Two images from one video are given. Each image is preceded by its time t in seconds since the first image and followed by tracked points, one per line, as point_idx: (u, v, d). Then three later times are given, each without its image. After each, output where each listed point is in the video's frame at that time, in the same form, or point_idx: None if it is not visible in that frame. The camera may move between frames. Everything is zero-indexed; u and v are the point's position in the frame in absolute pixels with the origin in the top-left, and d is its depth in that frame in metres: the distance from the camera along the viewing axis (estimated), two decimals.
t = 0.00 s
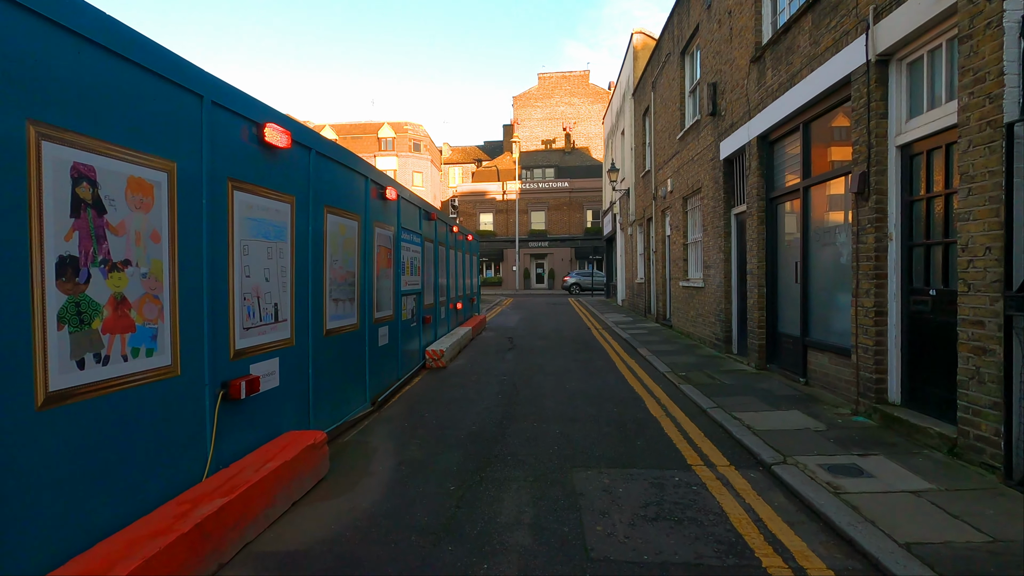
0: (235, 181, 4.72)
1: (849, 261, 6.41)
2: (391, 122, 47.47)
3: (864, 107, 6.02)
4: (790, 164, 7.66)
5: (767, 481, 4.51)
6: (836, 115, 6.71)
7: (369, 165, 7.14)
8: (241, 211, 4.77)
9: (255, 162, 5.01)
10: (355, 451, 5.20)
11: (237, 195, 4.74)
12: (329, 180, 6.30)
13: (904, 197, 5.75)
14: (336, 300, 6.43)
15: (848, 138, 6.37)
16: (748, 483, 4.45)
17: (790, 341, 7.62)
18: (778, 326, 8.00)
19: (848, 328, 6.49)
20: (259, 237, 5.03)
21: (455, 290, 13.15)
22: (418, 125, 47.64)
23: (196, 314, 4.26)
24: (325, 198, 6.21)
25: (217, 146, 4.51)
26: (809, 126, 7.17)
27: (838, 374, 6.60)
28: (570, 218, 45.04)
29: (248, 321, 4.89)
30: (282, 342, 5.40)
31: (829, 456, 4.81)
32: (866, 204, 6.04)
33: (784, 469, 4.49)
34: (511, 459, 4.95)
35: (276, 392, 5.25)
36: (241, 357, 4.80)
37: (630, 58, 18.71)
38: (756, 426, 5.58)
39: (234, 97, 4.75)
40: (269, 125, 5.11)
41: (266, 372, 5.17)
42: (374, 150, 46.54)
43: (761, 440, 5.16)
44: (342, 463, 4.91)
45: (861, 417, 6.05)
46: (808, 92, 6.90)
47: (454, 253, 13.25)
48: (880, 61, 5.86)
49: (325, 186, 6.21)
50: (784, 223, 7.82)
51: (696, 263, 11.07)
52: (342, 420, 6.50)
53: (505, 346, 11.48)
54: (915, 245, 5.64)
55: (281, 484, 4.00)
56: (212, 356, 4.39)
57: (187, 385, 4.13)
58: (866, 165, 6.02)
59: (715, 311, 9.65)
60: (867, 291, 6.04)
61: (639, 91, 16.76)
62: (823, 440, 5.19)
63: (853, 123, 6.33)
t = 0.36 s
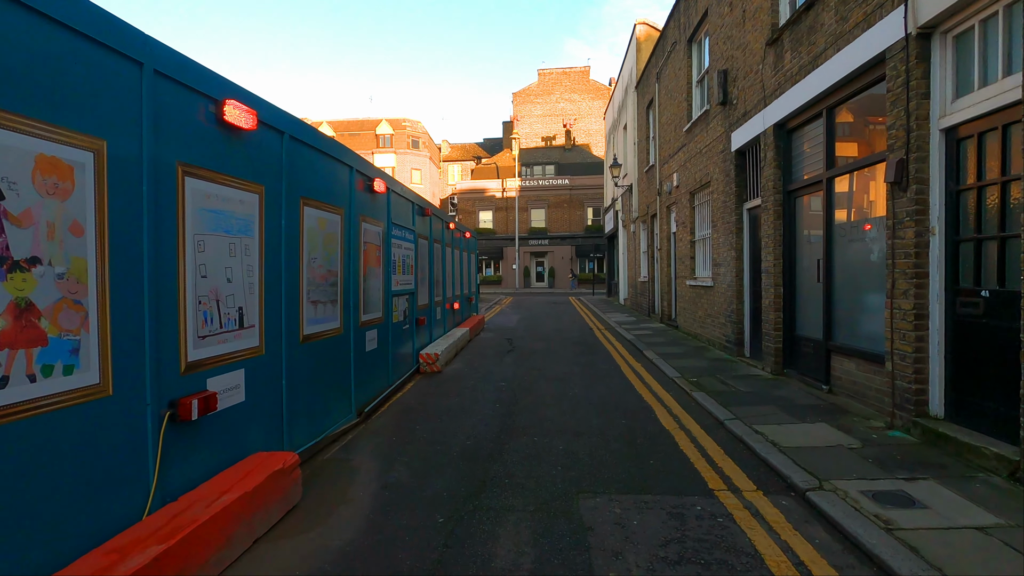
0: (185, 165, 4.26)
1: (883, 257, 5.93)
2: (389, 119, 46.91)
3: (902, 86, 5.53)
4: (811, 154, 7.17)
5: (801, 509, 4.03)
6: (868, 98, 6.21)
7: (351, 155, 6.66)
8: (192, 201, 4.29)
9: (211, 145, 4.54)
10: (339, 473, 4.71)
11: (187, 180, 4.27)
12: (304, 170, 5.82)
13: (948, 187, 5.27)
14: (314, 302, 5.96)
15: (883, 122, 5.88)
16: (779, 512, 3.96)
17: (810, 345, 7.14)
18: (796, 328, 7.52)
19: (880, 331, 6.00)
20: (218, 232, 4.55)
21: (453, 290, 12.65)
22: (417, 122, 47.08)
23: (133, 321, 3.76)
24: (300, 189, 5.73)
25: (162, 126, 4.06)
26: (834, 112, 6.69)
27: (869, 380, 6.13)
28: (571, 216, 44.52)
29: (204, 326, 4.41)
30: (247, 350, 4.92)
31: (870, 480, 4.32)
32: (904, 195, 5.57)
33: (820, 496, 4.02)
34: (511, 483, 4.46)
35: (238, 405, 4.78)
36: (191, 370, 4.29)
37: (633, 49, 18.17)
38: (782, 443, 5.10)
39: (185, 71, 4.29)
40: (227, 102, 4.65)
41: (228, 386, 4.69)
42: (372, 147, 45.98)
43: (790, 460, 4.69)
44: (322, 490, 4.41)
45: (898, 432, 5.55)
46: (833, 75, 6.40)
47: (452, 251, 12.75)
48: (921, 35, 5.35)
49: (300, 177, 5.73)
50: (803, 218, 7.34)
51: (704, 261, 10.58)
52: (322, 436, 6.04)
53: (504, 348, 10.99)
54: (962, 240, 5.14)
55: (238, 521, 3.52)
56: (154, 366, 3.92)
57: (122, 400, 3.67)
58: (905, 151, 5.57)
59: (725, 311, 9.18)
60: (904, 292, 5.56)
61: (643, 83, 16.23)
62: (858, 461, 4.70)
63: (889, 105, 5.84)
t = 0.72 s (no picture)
0: (120, 139, 3.76)
1: (922, 254, 5.42)
2: (391, 115, 46.41)
3: (949, 60, 5.01)
4: (836, 142, 6.67)
5: (841, 544, 3.56)
6: (904, 79, 5.70)
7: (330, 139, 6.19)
8: (129, 181, 3.80)
9: (157, 119, 4.05)
10: (317, 500, 4.23)
11: (123, 157, 3.77)
12: (273, 153, 5.35)
13: (1005, 173, 4.75)
14: (287, 301, 5.50)
15: (926, 103, 5.36)
16: (818, 549, 3.47)
17: (834, 349, 6.65)
18: (818, 331, 7.02)
19: (917, 335, 5.50)
20: (167, 219, 4.06)
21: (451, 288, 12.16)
22: (419, 119, 46.57)
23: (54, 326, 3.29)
24: (268, 174, 5.26)
25: (90, 91, 3.57)
26: (865, 94, 6.19)
27: (904, 390, 5.63)
28: (574, 214, 44.00)
29: (147, 327, 3.91)
30: (201, 357, 4.41)
31: (919, 510, 3.84)
32: (951, 181, 5.05)
33: (863, 530, 3.56)
34: (509, 509, 3.98)
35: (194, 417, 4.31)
36: (132, 380, 3.80)
37: (639, 41, 17.66)
38: (813, 463, 4.63)
39: (124, 32, 3.81)
40: (175, 67, 4.16)
41: (178, 398, 4.19)
42: (373, 144, 45.54)
43: (824, 484, 4.22)
44: (296, 521, 3.94)
45: (942, 449, 5.04)
46: (865, 53, 5.89)
47: (450, 248, 12.25)
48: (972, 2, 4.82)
49: (268, 160, 5.27)
50: (826, 212, 6.85)
51: (715, 259, 10.08)
52: (298, 450, 5.60)
53: (504, 350, 10.50)
54: (1019, 233, 4.62)
55: (176, 564, 3.05)
56: (77, 373, 3.41)
57: (34, 419, 3.15)
58: (953, 134, 5.04)
59: (738, 312, 8.68)
60: (949, 293, 5.05)
61: (649, 76, 15.72)
62: (900, 485, 4.21)
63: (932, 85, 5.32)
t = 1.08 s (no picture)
0: (23, 112, 3.14)
1: (966, 253, 4.92)
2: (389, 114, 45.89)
3: (1005, 32, 4.40)
4: (862, 132, 6.17)
5: None
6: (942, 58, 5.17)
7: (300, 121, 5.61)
8: (36, 162, 3.19)
9: (79, 90, 3.45)
10: (288, 539, 3.74)
11: (27, 133, 3.16)
12: (232, 135, 4.80)
13: None
14: (251, 305, 5.01)
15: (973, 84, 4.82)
16: None
17: (860, 357, 6.16)
18: (840, 337, 6.54)
19: (959, 343, 5.01)
20: (87, 209, 3.47)
21: (447, 290, 11.64)
22: (418, 117, 46.06)
23: None
24: (226, 159, 4.71)
25: None
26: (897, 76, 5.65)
27: (941, 403, 5.14)
28: (575, 214, 43.52)
29: (60, 337, 3.32)
30: (135, 373, 3.84)
31: (980, 553, 3.35)
32: (1007, 170, 4.48)
33: None
34: (503, 550, 3.50)
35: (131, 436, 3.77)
36: (37, 407, 3.21)
37: (641, 35, 17.16)
38: (849, 491, 4.17)
39: None
40: (97, 25, 3.50)
41: (109, 421, 3.63)
42: (372, 143, 45.07)
43: (868, 520, 3.75)
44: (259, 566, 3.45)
45: (992, 474, 4.47)
46: (896, 31, 5.37)
47: (446, 247, 11.75)
48: None
49: (225, 142, 4.71)
50: (850, 209, 6.36)
51: (724, 259, 9.58)
52: (265, 469, 5.15)
53: (502, 354, 10.00)
54: None
55: None
56: None
57: None
58: (1010, 116, 4.44)
59: (749, 316, 8.19)
60: (1002, 297, 4.52)
61: (652, 70, 15.24)
62: (951, 521, 3.72)
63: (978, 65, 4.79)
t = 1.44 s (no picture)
0: None
1: None
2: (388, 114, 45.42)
3: None
4: (896, 122, 5.64)
5: None
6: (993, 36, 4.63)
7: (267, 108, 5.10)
8: None
9: None
10: None
11: None
12: (186, 122, 4.29)
13: None
14: (207, 317, 4.46)
15: None
16: None
17: (894, 370, 5.67)
18: (870, 347, 6.04)
19: (1017, 355, 4.47)
20: None
21: (444, 293, 11.14)
22: (417, 117, 45.58)
23: None
24: (177, 150, 4.22)
25: None
26: (937, 57, 5.12)
27: (992, 423, 4.64)
28: (576, 214, 43.03)
29: None
30: (56, 404, 3.32)
31: None
32: None
33: None
34: None
35: (50, 471, 3.25)
36: None
37: (645, 28, 16.65)
38: (909, 536, 3.62)
39: None
40: None
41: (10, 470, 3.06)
42: (370, 144, 44.62)
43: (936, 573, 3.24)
44: None
45: None
46: (939, 7, 4.84)
47: (443, 249, 11.24)
48: None
49: (178, 130, 4.22)
50: (879, 206, 5.87)
51: (736, 260, 9.08)
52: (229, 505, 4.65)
53: (501, 362, 9.52)
54: None
55: None
56: None
57: None
58: None
59: (765, 321, 7.69)
60: None
61: (657, 64, 14.74)
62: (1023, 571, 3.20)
63: None
